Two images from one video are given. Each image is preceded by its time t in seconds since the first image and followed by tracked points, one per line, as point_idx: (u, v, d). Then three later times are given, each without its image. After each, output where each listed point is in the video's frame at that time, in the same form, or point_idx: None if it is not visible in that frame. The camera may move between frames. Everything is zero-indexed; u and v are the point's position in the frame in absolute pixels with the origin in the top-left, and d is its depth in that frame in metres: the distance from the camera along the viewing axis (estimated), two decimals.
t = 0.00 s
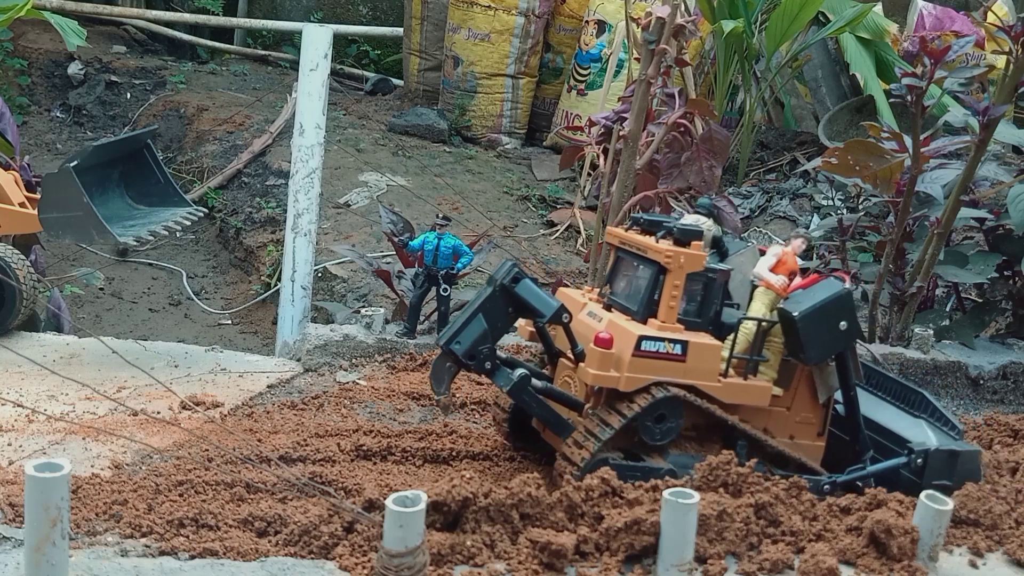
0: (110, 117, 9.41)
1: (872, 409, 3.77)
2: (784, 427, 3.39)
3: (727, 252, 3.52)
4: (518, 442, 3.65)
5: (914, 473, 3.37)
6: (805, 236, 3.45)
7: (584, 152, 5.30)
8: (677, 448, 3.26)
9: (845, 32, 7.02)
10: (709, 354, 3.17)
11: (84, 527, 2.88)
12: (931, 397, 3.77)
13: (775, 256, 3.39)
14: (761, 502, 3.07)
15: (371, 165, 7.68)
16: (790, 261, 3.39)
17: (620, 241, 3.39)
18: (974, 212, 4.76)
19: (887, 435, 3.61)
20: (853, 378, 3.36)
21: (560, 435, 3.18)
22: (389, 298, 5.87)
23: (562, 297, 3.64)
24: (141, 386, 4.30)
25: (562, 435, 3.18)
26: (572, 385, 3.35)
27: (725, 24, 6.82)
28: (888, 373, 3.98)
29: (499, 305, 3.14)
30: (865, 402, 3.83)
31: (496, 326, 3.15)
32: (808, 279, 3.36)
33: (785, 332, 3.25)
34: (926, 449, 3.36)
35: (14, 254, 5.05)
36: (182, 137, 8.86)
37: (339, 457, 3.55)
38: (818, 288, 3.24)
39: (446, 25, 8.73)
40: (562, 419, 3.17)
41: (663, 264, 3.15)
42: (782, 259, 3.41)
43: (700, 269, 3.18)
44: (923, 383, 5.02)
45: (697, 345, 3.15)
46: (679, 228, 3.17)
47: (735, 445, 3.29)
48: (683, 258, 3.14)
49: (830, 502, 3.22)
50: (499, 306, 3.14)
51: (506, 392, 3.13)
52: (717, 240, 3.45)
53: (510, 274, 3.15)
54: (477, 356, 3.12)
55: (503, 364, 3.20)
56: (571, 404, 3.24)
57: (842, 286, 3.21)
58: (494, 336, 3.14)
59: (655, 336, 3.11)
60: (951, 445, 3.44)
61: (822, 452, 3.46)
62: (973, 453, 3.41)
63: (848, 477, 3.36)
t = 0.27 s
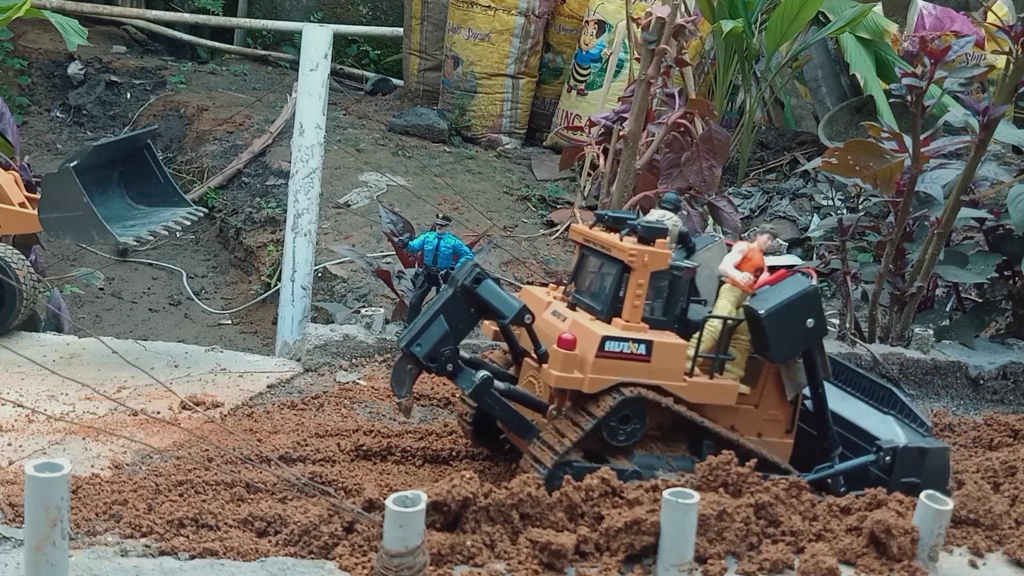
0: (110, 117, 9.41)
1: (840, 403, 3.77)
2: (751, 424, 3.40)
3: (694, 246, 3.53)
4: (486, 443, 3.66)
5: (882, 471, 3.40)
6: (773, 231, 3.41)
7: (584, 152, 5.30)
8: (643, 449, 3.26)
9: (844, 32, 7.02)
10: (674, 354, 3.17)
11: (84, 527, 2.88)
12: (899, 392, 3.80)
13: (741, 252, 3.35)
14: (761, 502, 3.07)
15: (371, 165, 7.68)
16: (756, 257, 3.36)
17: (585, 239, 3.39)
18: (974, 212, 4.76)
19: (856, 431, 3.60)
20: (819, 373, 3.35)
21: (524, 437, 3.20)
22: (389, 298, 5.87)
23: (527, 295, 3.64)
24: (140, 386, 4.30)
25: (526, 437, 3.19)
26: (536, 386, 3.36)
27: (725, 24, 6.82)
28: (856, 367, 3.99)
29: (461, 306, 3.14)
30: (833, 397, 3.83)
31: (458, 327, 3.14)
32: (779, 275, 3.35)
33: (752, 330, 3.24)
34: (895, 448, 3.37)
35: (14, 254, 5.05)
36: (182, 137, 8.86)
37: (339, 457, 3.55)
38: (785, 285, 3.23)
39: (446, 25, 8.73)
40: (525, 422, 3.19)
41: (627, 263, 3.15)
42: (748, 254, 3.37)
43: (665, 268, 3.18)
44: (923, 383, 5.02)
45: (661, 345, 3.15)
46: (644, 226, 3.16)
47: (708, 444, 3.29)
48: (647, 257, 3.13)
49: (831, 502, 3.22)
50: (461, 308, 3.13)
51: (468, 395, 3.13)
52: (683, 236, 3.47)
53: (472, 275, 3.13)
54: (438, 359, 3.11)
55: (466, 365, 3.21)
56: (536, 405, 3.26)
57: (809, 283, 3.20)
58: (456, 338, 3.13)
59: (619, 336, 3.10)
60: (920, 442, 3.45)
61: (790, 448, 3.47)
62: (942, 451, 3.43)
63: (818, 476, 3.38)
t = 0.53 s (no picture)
0: (110, 117, 9.42)
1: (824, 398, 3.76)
2: (733, 423, 3.40)
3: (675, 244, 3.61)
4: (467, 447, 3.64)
5: (866, 469, 3.41)
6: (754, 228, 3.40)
7: (584, 152, 5.30)
8: (625, 451, 3.26)
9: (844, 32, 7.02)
10: (656, 355, 3.16)
11: (84, 527, 2.88)
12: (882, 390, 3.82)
13: (722, 251, 3.36)
14: (761, 502, 3.07)
15: (371, 165, 7.68)
16: (737, 255, 3.37)
17: (564, 239, 3.38)
18: (974, 212, 4.76)
19: (839, 428, 3.59)
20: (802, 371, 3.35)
21: (506, 440, 3.16)
22: (389, 298, 5.87)
23: (506, 295, 3.61)
24: (140, 386, 4.30)
25: (508, 440, 3.16)
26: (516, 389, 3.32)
27: (725, 24, 6.82)
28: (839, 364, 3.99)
29: (440, 309, 3.10)
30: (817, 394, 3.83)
31: (437, 331, 3.10)
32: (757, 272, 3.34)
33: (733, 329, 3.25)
34: (879, 445, 3.39)
35: (14, 254, 5.05)
36: (182, 137, 8.86)
37: (339, 458, 3.56)
38: (767, 283, 3.21)
39: (446, 25, 8.73)
40: (507, 425, 3.15)
41: (607, 264, 3.14)
42: (729, 254, 3.38)
43: (645, 268, 3.18)
44: (923, 383, 5.02)
45: (643, 346, 3.14)
46: (623, 226, 3.15)
47: (690, 444, 3.30)
48: (627, 258, 3.13)
49: (831, 502, 3.22)
50: (440, 311, 3.10)
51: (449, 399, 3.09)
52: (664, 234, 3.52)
53: (451, 278, 3.10)
54: (418, 362, 3.07)
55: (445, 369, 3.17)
56: (516, 408, 3.21)
57: (790, 281, 3.19)
58: (435, 342, 3.10)
59: (601, 338, 3.08)
60: (903, 440, 3.46)
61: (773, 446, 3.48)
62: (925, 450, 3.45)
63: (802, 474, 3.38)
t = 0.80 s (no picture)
0: (110, 117, 9.41)
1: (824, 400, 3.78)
2: (737, 424, 3.40)
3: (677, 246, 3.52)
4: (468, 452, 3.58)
5: (869, 468, 3.40)
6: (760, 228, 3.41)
7: (584, 152, 5.30)
8: (638, 454, 3.26)
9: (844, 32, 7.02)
10: (670, 358, 3.17)
11: (84, 527, 2.88)
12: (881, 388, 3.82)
13: (731, 252, 3.32)
14: (761, 502, 3.07)
15: (371, 165, 7.68)
16: (745, 256, 3.35)
17: (572, 241, 3.38)
18: (974, 212, 4.76)
19: (841, 428, 3.63)
20: (806, 371, 3.35)
21: (520, 446, 3.16)
22: (389, 298, 5.87)
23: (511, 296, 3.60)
24: (141, 386, 4.30)
25: (523, 447, 3.15)
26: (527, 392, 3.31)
27: (725, 24, 6.82)
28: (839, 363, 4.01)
29: (453, 314, 3.08)
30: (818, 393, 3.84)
31: (452, 336, 3.09)
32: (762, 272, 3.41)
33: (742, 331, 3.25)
34: (883, 444, 3.38)
35: (14, 254, 5.05)
36: (182, 137, 8.86)
37: (339, 457, 3.56)
38: (775, 285, 3.22)
39: (446, 25, 8.73)
40: (522, 430, 3.15)
41: (621, 267, 3.13)
42: (737, 255, 3.36)
43: (658, 271, 3.17)
44: (923, 383, 5.02)
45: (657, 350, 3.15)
46: (636, 229, 3.17)
47: (700, 447, 3.30)
48: (642, 260, 3.12)
49: (831, 502, 3.22)
50: (454, 316, 3.08)
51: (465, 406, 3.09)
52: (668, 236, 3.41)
53: (465, 283, 3.06)
54: (432, 369, 3.07)
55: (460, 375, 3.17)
56: (530, 412, 3.19)
57: (799, 282, 3.20)
58: (449, 348, 3.08)
59: (616, 342, 3.09)
60: (905, 438, 3.47)
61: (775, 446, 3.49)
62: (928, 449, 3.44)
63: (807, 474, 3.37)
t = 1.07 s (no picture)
0: (110, 117, 9.42)
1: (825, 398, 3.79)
2: (743, 423, 3.41)
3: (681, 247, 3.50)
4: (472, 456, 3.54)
5: (871, 464, 3.40)
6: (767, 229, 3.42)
7: (584, 152, 5.30)
8: (654, 457, 3.23)
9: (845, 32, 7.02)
10: (686, 361, 3.17)
11: (84, 527, 2.88)
12: (881, 385, 3.84)
13: (739, 253, 3.36)
14: (761, 502, 3.07)
15: (371, 165, 7.68)
16: (752, 257, 3.37)
17: (582, 244, 3.35)
18: (974, 212, 4.76)
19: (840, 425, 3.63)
20: (812, 372, 3.38)
21: (538, 452, 3.14)
22: (389, 298, 5.87)
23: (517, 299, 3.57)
24: (141, 386, 4.30)
25: (541, 452, 3.14)
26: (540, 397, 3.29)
27: (725, 24, 6.82)
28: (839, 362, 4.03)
29: (472, 321, 3.04)
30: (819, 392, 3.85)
31: (470, 343, 3.05)
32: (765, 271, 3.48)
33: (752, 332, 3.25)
34: (886, 441, 3.39)
35: (14, 254, 5.05)
36: (182, 137, 8.87)
37: (339, 457, 3.56)
38: (784, 287, 3.24)
39: (446, 25, 8.73)
40: (540, 437, 3.14)
41: (637, 270, 3.12)
42: (745, 256, 3.39)
43: (673, 274, 3.17)
44: (923, 383, 5.02)
45: (674, 353, 3.14)
46: (650, 232, 3.15)
47: (713, 448, 3.30)
48: (658, 264, 3.12)
49: (831, 502, 3.22)
50: (473, 323, 3.04)
51: (486, 414, 3.05)
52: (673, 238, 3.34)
53: (484, 289, 3.04)
54: (452, 377, 3.02)
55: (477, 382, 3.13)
56: (547, 418, 3.18)
57: (807, 284, 3.23)
58: (469, 355, 3.04)
59: (636, 347, 3.08)
60: (907, 434, 3.48)
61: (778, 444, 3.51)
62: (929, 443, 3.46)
63: (812, 472, 3.39)
